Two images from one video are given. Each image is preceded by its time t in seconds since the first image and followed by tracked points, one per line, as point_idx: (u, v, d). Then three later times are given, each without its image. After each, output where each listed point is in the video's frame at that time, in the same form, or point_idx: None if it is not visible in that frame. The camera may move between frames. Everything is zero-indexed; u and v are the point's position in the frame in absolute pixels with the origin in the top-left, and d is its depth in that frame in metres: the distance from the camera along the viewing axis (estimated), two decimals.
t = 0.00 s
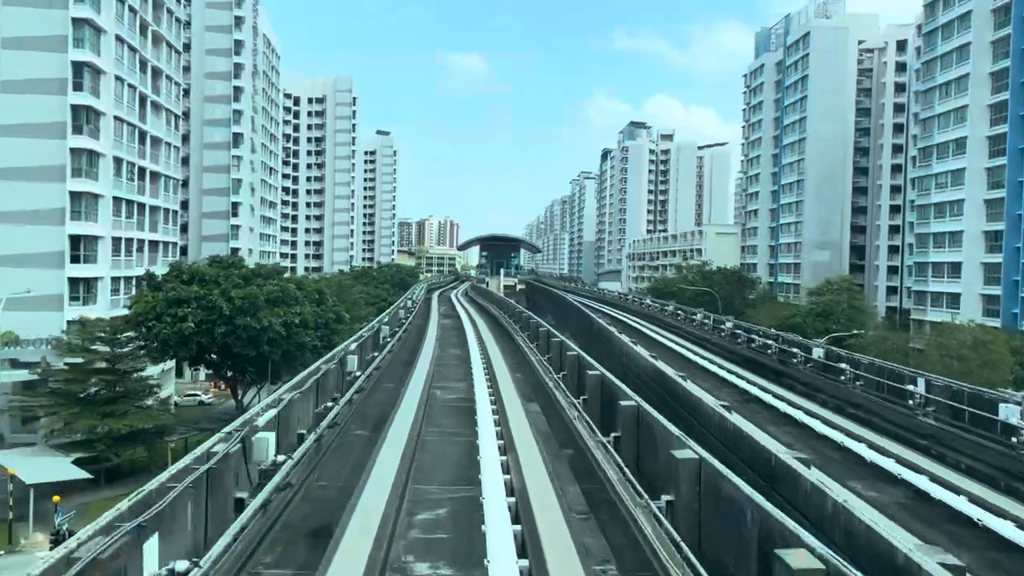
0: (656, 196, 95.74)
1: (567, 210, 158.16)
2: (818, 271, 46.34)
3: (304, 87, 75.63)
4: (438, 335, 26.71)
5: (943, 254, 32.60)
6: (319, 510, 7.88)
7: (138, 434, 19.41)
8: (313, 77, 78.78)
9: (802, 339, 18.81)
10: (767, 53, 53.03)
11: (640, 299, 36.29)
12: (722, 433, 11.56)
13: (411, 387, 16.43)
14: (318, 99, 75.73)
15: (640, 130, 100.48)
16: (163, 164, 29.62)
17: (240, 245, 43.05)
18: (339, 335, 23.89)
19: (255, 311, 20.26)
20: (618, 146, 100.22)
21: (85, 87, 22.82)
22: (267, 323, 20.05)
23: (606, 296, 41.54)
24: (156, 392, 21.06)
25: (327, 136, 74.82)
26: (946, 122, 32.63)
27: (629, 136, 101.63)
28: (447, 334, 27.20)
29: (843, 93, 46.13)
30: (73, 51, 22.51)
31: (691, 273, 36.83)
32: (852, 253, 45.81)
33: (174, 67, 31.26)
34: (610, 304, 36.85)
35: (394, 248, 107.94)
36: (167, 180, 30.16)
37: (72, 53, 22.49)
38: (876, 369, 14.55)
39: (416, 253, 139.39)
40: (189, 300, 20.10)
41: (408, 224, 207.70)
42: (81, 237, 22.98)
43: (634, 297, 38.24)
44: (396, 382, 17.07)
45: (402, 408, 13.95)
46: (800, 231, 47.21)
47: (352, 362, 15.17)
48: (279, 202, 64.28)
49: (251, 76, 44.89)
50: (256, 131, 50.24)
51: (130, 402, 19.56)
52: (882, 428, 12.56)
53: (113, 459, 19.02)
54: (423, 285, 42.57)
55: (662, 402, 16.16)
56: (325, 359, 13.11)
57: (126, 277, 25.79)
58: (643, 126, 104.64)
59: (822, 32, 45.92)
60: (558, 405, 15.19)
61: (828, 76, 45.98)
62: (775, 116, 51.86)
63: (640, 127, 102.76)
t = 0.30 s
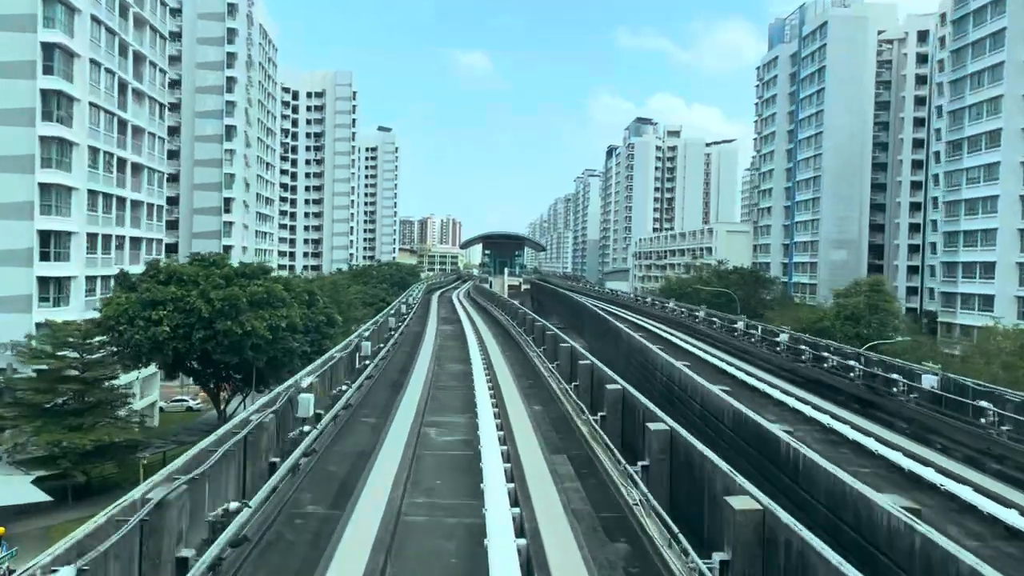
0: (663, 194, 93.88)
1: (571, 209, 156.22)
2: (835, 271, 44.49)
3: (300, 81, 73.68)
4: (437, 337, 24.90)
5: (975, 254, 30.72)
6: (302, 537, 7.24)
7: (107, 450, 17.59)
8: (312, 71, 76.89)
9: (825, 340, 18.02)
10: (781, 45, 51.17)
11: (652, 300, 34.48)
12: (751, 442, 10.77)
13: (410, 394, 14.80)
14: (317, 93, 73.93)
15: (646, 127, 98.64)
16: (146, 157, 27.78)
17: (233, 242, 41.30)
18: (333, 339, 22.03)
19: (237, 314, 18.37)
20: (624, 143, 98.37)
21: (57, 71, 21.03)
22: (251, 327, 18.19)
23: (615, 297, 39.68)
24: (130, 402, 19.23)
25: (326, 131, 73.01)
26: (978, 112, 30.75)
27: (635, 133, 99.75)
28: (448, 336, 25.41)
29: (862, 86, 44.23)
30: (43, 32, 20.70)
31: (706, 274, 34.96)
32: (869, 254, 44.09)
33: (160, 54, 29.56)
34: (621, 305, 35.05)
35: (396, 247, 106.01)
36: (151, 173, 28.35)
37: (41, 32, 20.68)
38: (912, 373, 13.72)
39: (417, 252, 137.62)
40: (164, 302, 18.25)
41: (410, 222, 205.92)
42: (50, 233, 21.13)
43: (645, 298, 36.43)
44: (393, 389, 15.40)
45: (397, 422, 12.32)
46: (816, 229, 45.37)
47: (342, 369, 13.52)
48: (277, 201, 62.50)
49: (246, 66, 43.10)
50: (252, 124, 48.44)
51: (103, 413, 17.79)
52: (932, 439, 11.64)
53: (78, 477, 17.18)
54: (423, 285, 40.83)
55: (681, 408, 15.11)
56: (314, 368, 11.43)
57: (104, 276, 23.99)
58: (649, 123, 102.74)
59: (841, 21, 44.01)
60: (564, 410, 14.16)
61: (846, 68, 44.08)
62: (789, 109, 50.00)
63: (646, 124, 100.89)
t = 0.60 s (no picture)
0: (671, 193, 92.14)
1: (576, 208, 154.45)
2: (853, 271, 42.86)
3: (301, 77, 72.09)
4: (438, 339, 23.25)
5: (1011, 252, 28.98)
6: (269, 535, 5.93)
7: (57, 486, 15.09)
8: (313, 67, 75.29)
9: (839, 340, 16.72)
10: (796, 38, 49.42)
11: (666, 302, 32.81)
12: (758, 430, 9.66)
13: (406, 390, 13.36)
14: (318, 89, 72.34)
15: (653, 125, 96.97)
16: (130, 150, 26.11)
17: (227, 241, 39.62)
18: (326, 345, 20.35)
19: (216, 320, 16.66)
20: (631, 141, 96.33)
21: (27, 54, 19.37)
22: (231, 335, 16.44)
23: (626, 299, 37.99)
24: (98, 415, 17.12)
25: (327, 128, 71.42)
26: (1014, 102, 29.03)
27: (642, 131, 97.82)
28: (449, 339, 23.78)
29: (882, 79, 42.39)
30: (11, 11, 19.03)
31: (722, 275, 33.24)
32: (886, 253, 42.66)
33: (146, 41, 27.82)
34: (632, 307, 33.39)
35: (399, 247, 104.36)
36: (135, 167, 26.68)
37: (9, 12, 19.01)
38: (969, 382, 12.13)
39: (420, 252, 135.94)
40: (135, 307, 16.61)
41: (414, 222, 204.37)
42: (19, 229, 19.44)
43: (657, 300, 34.75)
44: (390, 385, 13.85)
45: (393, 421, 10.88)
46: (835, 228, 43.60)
47: (344, 365, 11.80)
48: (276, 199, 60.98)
49: (241, 58, 41.39)
50: (249, 119, 46.85)
51: (73, 427, 15.43)
52: (973, 454, 10.55)
53: (38, 503, 14.80)
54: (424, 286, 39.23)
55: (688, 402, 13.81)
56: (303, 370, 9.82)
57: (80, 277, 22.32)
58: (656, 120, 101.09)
59: (861, 11, 42.13)
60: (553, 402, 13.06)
61: (866, 60, 42.23)
62: (805, 104, 48.26)
63: (653, 122, 99.23)
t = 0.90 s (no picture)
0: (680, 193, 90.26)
1: (582, 209, 152.53)
2: (876, 271, 40.96)
3: (302, 75, 70.45)
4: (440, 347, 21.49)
5: None
6: None
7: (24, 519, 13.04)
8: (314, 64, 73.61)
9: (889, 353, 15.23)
10: (814, 30, 47.58)
11: (682, 306, 30.96)
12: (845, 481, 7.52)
13: (405, 413, 11.62)
14: (320, 87, 70.66)
15: (662, 124, 95.13)
16: (111, 144, 24.36)
17: (222, 243, 37.92)
18: (316, 355, 18.59)
19: (193, 331, 14.92)
20: (639, 141, 94.39)
21: None
22: (208, 348, 14.70)
23: (638, 303, 36.15)
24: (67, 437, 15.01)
25: (329, 127, 69.75)
26: None
27: (650, 130, 95.91)
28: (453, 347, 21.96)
29: (907, 72, 40.50)
30: None
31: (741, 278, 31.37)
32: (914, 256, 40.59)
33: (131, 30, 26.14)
34: (647, 312, 31.55)
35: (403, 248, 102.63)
36: (117, 163, 24.93)
37: None
38: None
39: (425, 254, 134.14)
40: (101, 316, 14.84)
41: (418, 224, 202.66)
42: None
43: (673, 303, 32.92)
44: (390, 407, 12.16)
45: (386, 454, 9.23)
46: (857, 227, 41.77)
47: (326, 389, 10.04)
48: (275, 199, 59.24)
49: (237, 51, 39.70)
50: (246, 115, 45.17)
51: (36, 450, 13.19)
52: None
53: None
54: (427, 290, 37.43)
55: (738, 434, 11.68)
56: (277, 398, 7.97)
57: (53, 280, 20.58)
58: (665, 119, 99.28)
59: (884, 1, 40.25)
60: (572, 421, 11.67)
61: (891, 53, 40.35)
62: (823, 99, 46.38)
63: (661, 121, 97.42)
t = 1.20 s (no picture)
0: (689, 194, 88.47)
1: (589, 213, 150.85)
2: (901, 274, 39.14)
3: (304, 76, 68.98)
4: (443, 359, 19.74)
5: None
6: None
7: (12, 553, 9.84)
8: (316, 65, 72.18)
9: (980, 375, 12.94)
10: (831, 26, 45.92)
11: (701, 312, 29.22)
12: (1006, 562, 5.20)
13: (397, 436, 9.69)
14: (322, 89, 69.20)
15: (670, 125, 93.49)
16: (91, 143, 22.78)
17: (218, 248, 36.27)
18: (306, 369, 16.88)
19: (165, 345, 13.24)
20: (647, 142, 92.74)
21: None
22: (180, 366, 13.02)
23: (652, 308, 34.42)
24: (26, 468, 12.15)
25: (331, 128, 68.26)
26: None
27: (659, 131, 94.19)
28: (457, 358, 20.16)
29: (932, 67, 38.74)
30: None
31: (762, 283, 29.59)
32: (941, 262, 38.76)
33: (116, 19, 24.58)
34: (663, 318, 29.79)
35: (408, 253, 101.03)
36: (98, 163, 23.33)
37: None
38: None
39: (430, 259, 132.48)
40: (62, 329, 13.13)
41: (423, 228, 201.20)
42: None
43: (690, 310, 31.15)
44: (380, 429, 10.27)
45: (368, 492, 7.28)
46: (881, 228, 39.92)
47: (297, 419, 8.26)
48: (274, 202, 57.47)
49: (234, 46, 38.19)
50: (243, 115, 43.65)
51: None
52: None
53: None
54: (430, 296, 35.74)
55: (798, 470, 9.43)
56: (249, 426, 6.20)
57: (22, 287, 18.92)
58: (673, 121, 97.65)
59: None
60: (588, 449, 9.36)
61: (915, 46, 38.59)
62: (841, 96, 44.67)
63: (670, 122, 95.83)
